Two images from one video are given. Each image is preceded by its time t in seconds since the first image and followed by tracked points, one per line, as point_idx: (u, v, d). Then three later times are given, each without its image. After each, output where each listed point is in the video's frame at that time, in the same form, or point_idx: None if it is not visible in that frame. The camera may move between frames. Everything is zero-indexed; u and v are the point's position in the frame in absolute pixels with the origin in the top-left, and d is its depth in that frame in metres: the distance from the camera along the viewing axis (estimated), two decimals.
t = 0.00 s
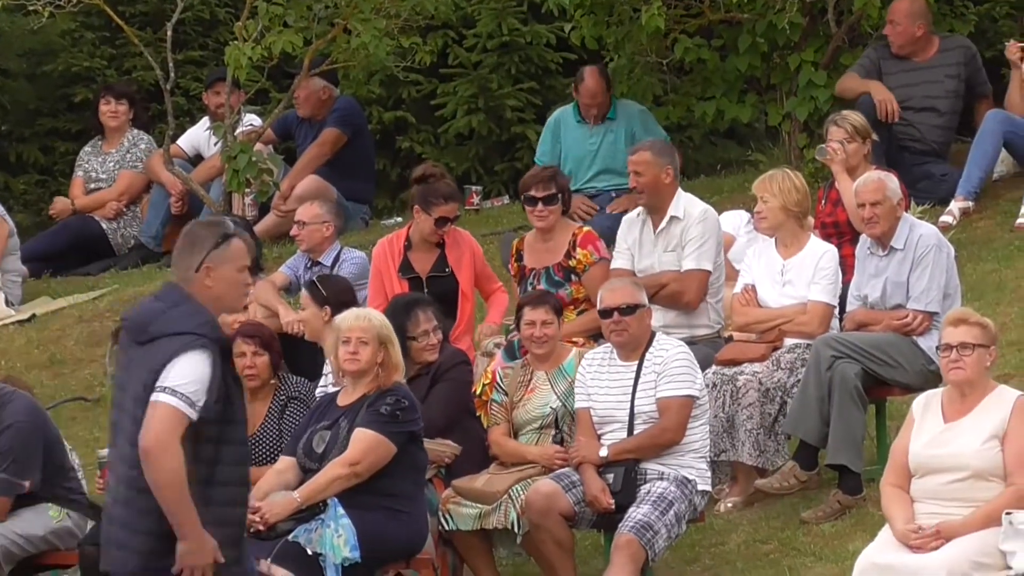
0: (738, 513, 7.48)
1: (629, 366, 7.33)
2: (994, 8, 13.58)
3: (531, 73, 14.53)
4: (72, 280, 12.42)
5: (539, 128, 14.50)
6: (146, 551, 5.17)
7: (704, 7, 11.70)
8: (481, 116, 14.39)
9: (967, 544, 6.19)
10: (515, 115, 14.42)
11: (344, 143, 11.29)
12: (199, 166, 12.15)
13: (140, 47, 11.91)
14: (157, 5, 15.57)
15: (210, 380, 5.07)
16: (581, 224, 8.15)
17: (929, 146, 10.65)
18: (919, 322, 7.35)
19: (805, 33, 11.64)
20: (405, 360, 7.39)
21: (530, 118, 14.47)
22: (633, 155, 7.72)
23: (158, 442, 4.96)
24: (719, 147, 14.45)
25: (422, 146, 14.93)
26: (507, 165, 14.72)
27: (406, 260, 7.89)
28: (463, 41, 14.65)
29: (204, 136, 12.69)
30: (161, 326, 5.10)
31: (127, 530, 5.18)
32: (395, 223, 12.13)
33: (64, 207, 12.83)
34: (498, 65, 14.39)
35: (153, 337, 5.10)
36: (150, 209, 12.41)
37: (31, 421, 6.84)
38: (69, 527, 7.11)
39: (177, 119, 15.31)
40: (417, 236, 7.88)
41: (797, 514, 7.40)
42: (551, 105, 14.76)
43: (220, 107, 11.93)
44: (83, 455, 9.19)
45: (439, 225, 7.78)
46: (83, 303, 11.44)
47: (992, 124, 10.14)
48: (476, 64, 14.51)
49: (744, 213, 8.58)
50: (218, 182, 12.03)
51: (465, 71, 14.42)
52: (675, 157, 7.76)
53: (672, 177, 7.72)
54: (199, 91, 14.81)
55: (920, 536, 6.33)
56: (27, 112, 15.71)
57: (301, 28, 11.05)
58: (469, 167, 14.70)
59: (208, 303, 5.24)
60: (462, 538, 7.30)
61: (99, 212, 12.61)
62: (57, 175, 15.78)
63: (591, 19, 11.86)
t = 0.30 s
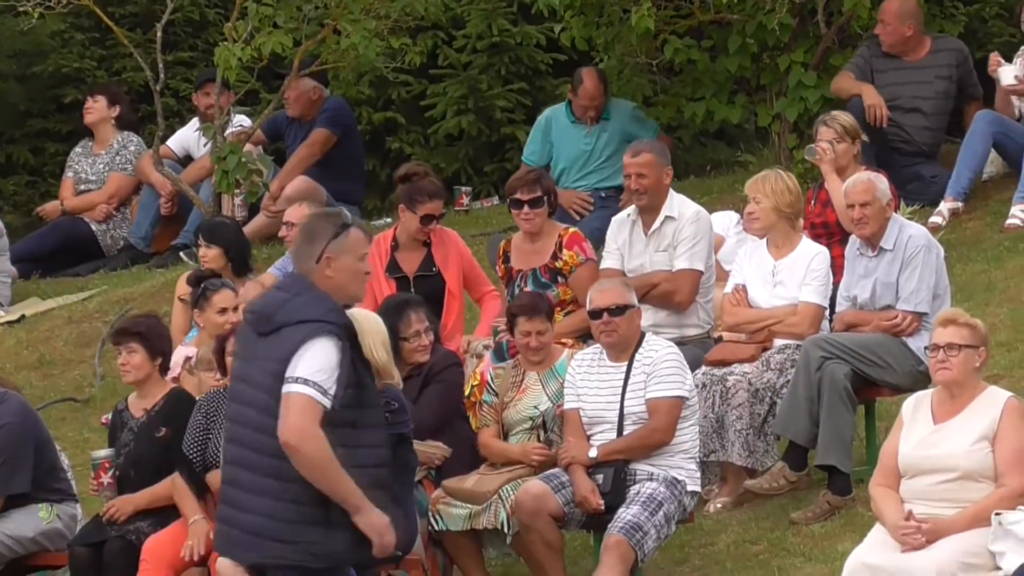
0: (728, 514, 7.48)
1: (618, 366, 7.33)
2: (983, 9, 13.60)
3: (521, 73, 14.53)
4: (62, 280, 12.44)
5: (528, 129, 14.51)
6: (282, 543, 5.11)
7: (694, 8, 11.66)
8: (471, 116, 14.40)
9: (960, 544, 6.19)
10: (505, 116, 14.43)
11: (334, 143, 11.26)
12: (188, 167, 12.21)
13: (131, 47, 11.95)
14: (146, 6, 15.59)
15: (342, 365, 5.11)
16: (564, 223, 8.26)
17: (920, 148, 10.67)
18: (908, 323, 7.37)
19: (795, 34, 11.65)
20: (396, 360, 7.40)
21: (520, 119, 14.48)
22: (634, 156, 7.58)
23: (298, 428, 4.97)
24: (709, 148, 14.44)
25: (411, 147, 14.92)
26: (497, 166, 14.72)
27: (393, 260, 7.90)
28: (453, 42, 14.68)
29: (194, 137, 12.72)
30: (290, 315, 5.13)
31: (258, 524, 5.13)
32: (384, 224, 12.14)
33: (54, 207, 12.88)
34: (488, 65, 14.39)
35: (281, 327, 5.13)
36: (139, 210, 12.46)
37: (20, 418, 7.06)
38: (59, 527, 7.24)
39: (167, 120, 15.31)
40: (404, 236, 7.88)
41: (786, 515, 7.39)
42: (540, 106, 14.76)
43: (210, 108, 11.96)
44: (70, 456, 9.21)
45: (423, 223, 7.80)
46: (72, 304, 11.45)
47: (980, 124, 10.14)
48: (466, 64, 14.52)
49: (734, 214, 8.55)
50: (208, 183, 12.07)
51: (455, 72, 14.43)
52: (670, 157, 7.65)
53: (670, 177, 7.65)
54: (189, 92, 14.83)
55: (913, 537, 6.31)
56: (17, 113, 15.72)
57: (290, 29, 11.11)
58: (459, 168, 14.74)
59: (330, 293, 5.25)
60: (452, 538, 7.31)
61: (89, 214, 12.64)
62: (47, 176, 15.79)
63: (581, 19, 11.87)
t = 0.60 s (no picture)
0: (704, 515, 7.48)
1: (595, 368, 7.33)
2: (960, 9, 13.55)
3: (498, 74, 14.37)
4: (38, 281, 12.42)
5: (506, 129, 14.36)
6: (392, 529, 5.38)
7: (671, 8, 11.60)
8: (448, 117, 14.23)
9: (939, 543, 6.21)
10: (482, 116, 14.27)
11: (310, 144, 11.26)
12: (166, 168, 12.22)
13: (108, 48, 11.93)
14: (123, 7, 15.56)
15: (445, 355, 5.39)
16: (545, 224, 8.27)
17: (896, 149, 10.51)
18: (885, 323, 7.37)
19: (772, 34, 11.57)
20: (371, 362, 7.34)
21: (496, 120, 14.33)
22: (617, 156, 7.48)
23: (403, 412, 5.26)
24: (686, 148, 14.39)
25: (388, 148, 14.81)
26: (474, 166, 14.59)
27: (368, 260, 7.76)
28: (430, 42, 14.62)
29: (170, 137, 12.69)
30: (397, 313, 5.43)
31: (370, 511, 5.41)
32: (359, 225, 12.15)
33: (32, 206, 12.87)
34: (465, 66, 14.22)
35: (388, 325, 5.43)
36: (115, 210, 12.52)
37: None
38: (36, 528, 7.23)
39: (143, 120, 15.26)
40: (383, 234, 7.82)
41: (763, 515, 7.40)
42: (517, 107, 14.64)
43: (187, 108, 11.94)
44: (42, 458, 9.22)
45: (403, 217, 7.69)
46: (49, 305, 11.46)
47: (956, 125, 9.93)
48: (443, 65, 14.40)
49: (711, 213, 8.51)
50: (185, 184, 12.02)
51: (432, 73, 14.23)
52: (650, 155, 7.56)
53: (651, 177, 7.57)
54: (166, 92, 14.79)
55: (894, 532, 6.34)
56: None
57: (268, 30, 11.01)
58: (436, 169, 14.56)
59: (437, 292, 5.53)
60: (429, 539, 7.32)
61: (67, 214, 12.66)
62: (24, 176, 15.76)
63: (558, 20, 11.75)
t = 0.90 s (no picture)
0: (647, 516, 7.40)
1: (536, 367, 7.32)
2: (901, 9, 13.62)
3: (439, 73, 14.43)
4: None
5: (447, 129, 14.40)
6: (463, 540, 4.97)
7: (613, 9, 11.65)
8: (389, 117, 14.32)
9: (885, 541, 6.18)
10: (423, 116, 14.34)
11: (251, 144, 11.23)
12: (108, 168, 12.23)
13: (49, 48, 11.88)
14: (64, 7, 15.54)
15: (493, 361, 4.82)
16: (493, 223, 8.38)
17: (836, 149, 10.52)
18: (827, 323, 7.36)
19: (714, 35, 11.63)
20: (314, 361, 7.38)
21: (438, 120, 14.36)
22: (556, 156, 7.54)
23: (443, 422, 4.78)
24: (628, 149, 14.37)
25: (329, 148, 14.76)
26: (415, 166, 14.63)
27: (311, 257, 7.87)
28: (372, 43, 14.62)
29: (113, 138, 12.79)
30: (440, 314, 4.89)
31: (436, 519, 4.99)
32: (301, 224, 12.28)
33: None
34: (406, 65, 14.32)
35: (428, 330, 4.88)
36: (56, 210, 12.46)
37: None
38: None
39: (85, 120, 15.22)
40: (323, 232, 7.88)
41: (704, 515, 7.39)
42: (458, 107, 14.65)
43: (128, 108, 11.96)
44: None
45: (341, 209, 7.82)
46: None
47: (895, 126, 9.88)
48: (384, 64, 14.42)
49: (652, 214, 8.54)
50: (126, 183, 12.16)
51: (374, 73, 14.38)
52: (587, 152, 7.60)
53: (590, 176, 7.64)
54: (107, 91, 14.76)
55: (841, 530, 6.28)
56: None
57: (208, 30, 10.99)
58: (377, 169, 14.63)
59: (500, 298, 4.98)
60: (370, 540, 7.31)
61: (8, 214, 12.56)
62: None
63: (500, 20, 11.72)
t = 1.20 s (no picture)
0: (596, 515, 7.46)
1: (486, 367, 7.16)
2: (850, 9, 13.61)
3: (388, 74, 14.37)
4: None
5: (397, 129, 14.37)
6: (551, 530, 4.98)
7: (562, 9, 11.66)
8: (339, 117, 14.27)
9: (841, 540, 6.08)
10: (372, 116, 14.31)
11: (202, 144, 11.20)
12: (56, 168, 12.07)
13: None
14: (15, 8, 15.54)
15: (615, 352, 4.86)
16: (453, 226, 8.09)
17: (785, 142, 10.49)
18: (777, 322, 7.36)
19: (663, 34, 11.62)
20: (265, 360, 7.34)
21: (388, 121, 14.34)
22: (504, 156, 7.56)
23: (567, 415, 4.80)
24: (578, 148, 14.35)
25: (279, 148, 14.79)
26: (365, 166, 14.61)
27: (260, 257, 7.92)
28: (321, 43, 14.55)
29: (61, 138, 12.70)
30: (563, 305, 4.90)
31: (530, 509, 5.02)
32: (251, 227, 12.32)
33: None
34: (355, 66, 14.26)
35: (559, 322, 4.88)
36: (8, 209, 12.43)
37: None
38: None
39: (36, 121, 15.19)
40: (273, 231, 7.92)
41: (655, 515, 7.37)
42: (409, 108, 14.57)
43: (78, 109, 11.95)
44: None
45: (288, 206, 7.85)
46: None
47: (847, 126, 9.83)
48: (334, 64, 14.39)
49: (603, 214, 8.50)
50: (77, 183, 11.93)
51: (323, 72, 14.30)
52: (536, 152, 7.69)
53: (538, 176, 7.68)
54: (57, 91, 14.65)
55: (795, 532, 6.18)
56: None
57: (158, 30, 10.98)
58: (327, 169, 14.60)
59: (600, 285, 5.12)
60: (323, 540, 7.23)
61: None
62: None
63: (449, 20, 11.72)
